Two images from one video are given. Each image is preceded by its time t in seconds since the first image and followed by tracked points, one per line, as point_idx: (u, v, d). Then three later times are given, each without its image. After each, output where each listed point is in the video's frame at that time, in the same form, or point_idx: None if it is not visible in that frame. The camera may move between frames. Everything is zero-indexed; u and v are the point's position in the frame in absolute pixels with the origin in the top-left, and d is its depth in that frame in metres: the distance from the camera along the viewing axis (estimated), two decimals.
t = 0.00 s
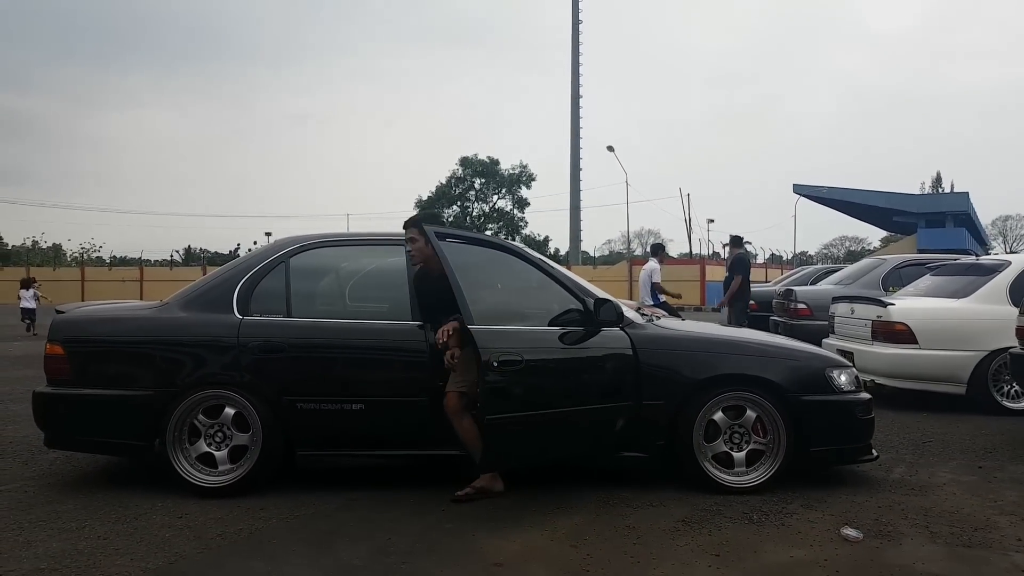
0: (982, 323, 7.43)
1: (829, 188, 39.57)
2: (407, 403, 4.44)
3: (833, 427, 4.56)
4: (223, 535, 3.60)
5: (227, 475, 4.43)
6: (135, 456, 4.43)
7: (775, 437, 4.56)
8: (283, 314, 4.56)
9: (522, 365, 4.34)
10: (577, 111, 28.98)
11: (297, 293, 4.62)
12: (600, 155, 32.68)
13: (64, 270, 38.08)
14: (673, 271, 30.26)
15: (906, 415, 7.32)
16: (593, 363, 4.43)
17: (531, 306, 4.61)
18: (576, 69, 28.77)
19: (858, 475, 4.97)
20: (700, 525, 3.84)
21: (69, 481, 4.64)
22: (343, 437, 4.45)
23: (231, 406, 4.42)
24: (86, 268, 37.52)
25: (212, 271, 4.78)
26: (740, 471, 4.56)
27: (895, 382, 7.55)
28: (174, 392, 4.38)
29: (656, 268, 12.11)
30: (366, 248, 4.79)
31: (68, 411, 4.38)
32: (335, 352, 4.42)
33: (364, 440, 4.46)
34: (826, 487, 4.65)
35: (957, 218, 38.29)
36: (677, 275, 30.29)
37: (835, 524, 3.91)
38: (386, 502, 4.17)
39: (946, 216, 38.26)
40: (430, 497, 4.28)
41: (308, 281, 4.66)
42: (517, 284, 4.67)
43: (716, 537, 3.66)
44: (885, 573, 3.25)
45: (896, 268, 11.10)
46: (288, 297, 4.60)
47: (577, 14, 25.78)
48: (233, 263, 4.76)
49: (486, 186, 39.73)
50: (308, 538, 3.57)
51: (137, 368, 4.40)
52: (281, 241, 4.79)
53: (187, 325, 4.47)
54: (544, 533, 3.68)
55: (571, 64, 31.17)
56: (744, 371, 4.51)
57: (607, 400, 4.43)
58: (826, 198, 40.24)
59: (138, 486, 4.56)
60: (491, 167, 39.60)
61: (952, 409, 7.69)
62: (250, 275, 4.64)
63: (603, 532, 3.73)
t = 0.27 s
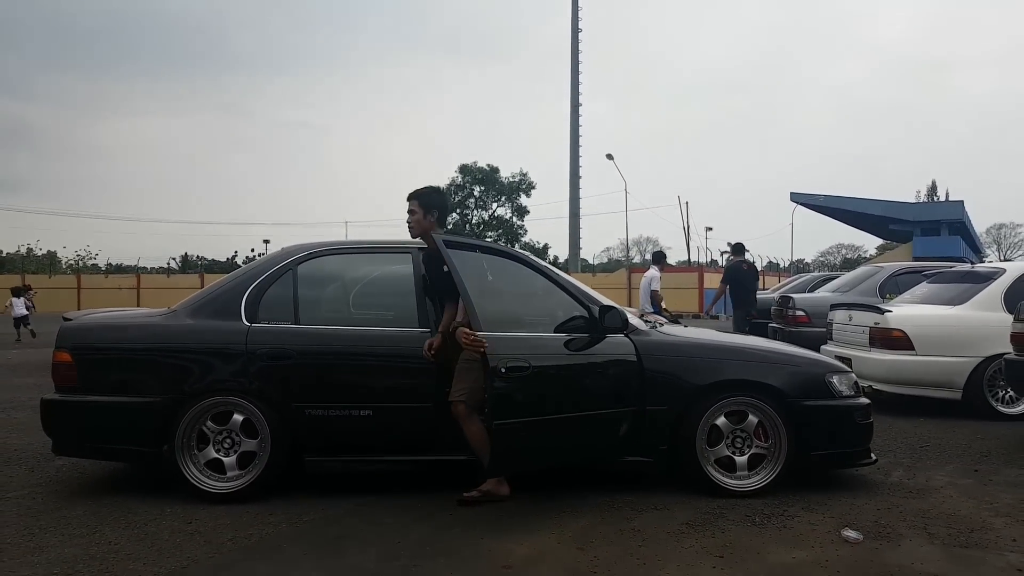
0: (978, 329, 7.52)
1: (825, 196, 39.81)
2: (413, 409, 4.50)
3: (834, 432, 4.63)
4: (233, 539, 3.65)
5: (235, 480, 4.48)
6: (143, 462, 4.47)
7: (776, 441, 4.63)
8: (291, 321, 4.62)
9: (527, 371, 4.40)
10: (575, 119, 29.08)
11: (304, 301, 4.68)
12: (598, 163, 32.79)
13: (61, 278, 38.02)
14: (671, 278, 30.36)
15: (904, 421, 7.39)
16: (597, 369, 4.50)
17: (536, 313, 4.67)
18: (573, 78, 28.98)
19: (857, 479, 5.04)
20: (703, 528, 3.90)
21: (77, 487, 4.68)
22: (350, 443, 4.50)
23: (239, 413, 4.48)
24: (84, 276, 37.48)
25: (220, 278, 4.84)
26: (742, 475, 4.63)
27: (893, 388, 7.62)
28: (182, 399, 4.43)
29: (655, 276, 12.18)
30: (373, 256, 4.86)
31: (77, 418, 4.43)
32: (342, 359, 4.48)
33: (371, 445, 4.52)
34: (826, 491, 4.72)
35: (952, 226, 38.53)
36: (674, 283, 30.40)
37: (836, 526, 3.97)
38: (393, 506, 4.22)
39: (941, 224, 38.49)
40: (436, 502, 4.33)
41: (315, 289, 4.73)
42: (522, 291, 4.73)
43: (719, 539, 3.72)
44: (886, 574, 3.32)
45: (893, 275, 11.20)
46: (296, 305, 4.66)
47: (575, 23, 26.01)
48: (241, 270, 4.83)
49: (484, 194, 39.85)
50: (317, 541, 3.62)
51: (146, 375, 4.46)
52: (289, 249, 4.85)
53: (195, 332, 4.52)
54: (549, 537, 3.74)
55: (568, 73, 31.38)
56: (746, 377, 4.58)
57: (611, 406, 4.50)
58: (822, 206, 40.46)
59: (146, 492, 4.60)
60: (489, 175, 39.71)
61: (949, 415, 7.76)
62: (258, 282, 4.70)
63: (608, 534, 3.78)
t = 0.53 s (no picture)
0: (976, 335, 7.60)
1: (821, 202, 39.98)
2: (422, 420, 4.55)
3: (837, 439, 4.69)
4: (247, 551, 3.70)
5: (247, 492, 4.53)
6: (155, 475, 4.52)
7: (780, 449, 4.69)
8: (301, 334, 4.68)
9: (535, 382, 4.47)
10: (572, 127, 29.26)
11: (314, 313, 4.75)
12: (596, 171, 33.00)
13: (59, 290, 38.03)
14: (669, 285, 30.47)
15: (905, 427, 7.45)
16: (602, 379, 4.57)
17: (542, 324, 4.74)
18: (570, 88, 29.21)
19: (860, 485, 5.10)
20: (710, 535, 3.96)
21: (88, 501, 4.72)
22: (360, 454, 4.56)
23: (250, 425, 4.53)
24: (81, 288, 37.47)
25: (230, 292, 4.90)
26: (747, 482, 4.68)
27: (893, 395, 7.69)
28: (194, 412, 4.48)
29: (654, 284, 12.27)
30: (381, 269, 4.92)
31: (89, 432, 4.48)
32: (352, 371, 4.54)
33: (380, 456, 4.57)
34: (830, 497, 4.78)
35: (948, 231, 38.73)
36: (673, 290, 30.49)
37: (840, 532, 4.03)
38: (403, 516, 4.27)
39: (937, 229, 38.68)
40: (445, 512, 4.38)
41: (324, 302, 4.79)
42: (528, 303, 4.80)
43: (725, 546, 3.78)
44: None
45: (891, 282, 11.29)
46: (305, 318, 4.73)
47: (573, 32, 26.19)
48: (250, 284, 4.89)
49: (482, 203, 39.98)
50: (330, 552, 3.67)
51: (158, 389, 4.51)
52: (298, 262, 4.92)
53: (206, 346, 4.58)
54: (559, 545, 3.79)
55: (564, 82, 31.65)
56: (750, 385, 4.65)
57: (617, 415, 4.57)
58: (819, 212, 40.62)
59: (157, 504, 4.65)
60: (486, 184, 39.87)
61: (949, 421, 7.83)
62: (269, 295, 4.77)
63: (617, 543, 3.84)
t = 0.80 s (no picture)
0: (979, 332, 7.66)
1: (818, 203, 40.14)
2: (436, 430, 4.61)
3: (846, 439, 4.74)
4: (269, 564, 3.75)
5: (265, 506, 4.58)
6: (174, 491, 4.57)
7: (790, 451, 4.74)
8: (314, 348, 4.74)
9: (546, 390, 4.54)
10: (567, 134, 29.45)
11: (326, 328, 4.81)
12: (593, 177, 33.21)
13: (60, 308, 38.09)
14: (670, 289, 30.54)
15: (911, 426, 7.50)
16: (613, 385, 4.63)
17: (551, 333, 4.81)
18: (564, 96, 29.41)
19: (870, 485, 5.15)
20: (725, 538, 4.00)
21: (107, 518, 4.77)
22: (375, 465, 4.61)
23: (267, 439, 4.58)
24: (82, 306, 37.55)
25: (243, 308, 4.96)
26: (758, 484, 4.74)
27: (898, 393, 7.74)
28: (211, 428, 4.54)
29: (655, 288, 12.37)
30: (391, 282, 4.98)
31: (109, 450, 4.53)
32: (366, 384, 4.60)
33: (395, 467, 4.62)
34: (840, 497, 4.83)
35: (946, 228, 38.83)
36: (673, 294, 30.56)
37: (853, 531, 4.08)
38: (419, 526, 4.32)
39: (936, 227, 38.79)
40: (461, 521, 4.43)
41: (336, 316, 4.85)
42: (536, 312, 4.87)
43: (741, 549, 3.82)
44: None
45: (892, 280, 11.35)
46: (318, 332, 4.79)
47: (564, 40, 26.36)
48: (263, 299, 4.96)
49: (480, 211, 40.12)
50: (351, 564, 3.71)
51: (175, 405, 4.57)
52: (310, 277, 4.98)
53: (222, 363, 4.64)
54: (576, 551, 3.84)
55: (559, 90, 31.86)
56: (758, 388, 4.71)
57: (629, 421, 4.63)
58: (817, 212, 40.74)
59: (176, 520, 4.69)
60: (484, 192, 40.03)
61: (955, 418, 7.88)
62: (282, 311, 4.83)
63: (632, 547, 3.88)
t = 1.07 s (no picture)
0: (988, 352, 7.67)
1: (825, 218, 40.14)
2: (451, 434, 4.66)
3: (857, 454, 4.78)
4: (287, 562, 3.79)
5: (281, 504, 4.63)
6: (192, 487, 4.63)
7: (802, 464, 4.78)
8: (332, 350, 4.80)
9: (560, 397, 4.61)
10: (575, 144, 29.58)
11: (345, 331, 4.87)
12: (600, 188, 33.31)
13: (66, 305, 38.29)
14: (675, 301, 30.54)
15: (919, 443, 7.51)
16: (627, 395, 4.68)
17: (565, 341, 4.86)
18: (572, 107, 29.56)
19: (880, 500, 5.17)
20: (737, 548, 4.04)
21: (125, 512, 4.83)
22: (391, 467, 4.66)
23: (285, 438, 4.64)
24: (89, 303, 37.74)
25: (263, 310, 5.03)
26: (769, 497, 4.77)
27: (907, 411, 7.76)
28: (231, 426, 4.60)
29: (661, 301, 12.41)
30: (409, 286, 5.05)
31: (129, 446, 4.60)
32: (383, 387, 4.66)
33: (410, 470, 4.67)
34: (851, 512, 4.86)
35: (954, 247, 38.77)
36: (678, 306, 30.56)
37: (865, 545, 4.10)
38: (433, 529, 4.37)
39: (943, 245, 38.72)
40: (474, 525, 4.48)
41: (354, 319, 4.92)
42: (549, 320, 4.94)
43: (753, 559, 3.85)
44: None
45: (900, 297, 11.36)
46: (337, 335, 4.85)
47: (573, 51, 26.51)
48: (283, 301, 5.03)
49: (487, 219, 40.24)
50: (367, 563, 3.76)
51: (196, 403, 4.64)
52: (329, 281, 5.05)
53: (242, 363, 4.71)
54: (590, 557, 3.87)
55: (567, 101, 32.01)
56: (771, 401, 4.75)
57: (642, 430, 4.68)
58: (824, 227, 40.71)
59: (193, 515, 4.75)
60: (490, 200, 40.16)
61: (963, 437, 7.88)
62: (301, 314, 4.90)
63: (645, 555, 3.92)
